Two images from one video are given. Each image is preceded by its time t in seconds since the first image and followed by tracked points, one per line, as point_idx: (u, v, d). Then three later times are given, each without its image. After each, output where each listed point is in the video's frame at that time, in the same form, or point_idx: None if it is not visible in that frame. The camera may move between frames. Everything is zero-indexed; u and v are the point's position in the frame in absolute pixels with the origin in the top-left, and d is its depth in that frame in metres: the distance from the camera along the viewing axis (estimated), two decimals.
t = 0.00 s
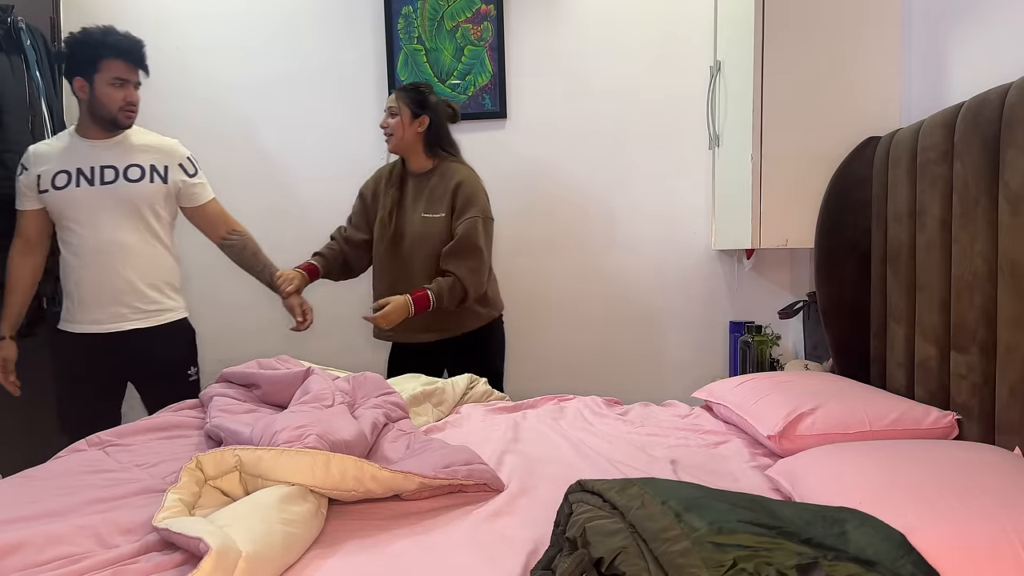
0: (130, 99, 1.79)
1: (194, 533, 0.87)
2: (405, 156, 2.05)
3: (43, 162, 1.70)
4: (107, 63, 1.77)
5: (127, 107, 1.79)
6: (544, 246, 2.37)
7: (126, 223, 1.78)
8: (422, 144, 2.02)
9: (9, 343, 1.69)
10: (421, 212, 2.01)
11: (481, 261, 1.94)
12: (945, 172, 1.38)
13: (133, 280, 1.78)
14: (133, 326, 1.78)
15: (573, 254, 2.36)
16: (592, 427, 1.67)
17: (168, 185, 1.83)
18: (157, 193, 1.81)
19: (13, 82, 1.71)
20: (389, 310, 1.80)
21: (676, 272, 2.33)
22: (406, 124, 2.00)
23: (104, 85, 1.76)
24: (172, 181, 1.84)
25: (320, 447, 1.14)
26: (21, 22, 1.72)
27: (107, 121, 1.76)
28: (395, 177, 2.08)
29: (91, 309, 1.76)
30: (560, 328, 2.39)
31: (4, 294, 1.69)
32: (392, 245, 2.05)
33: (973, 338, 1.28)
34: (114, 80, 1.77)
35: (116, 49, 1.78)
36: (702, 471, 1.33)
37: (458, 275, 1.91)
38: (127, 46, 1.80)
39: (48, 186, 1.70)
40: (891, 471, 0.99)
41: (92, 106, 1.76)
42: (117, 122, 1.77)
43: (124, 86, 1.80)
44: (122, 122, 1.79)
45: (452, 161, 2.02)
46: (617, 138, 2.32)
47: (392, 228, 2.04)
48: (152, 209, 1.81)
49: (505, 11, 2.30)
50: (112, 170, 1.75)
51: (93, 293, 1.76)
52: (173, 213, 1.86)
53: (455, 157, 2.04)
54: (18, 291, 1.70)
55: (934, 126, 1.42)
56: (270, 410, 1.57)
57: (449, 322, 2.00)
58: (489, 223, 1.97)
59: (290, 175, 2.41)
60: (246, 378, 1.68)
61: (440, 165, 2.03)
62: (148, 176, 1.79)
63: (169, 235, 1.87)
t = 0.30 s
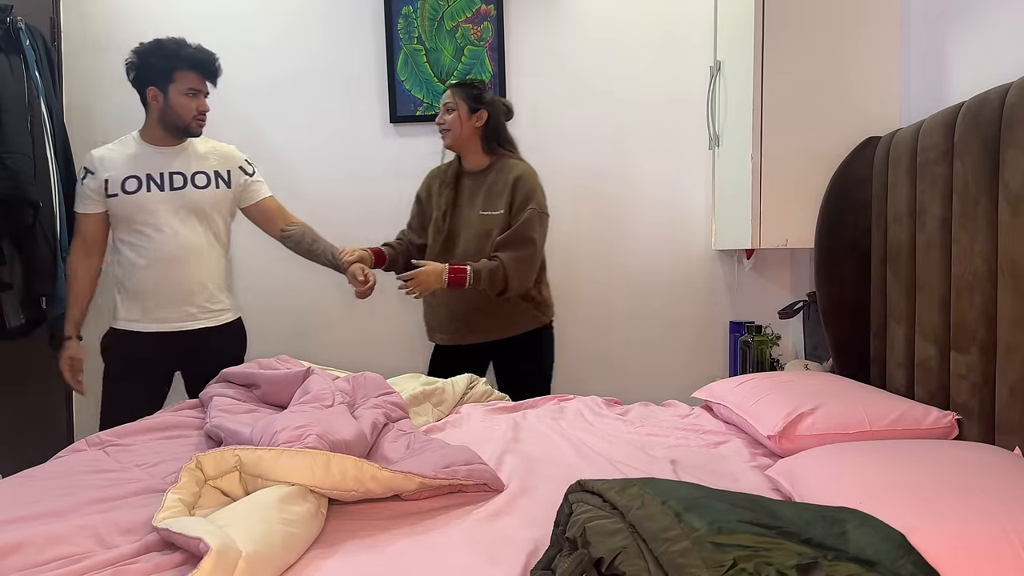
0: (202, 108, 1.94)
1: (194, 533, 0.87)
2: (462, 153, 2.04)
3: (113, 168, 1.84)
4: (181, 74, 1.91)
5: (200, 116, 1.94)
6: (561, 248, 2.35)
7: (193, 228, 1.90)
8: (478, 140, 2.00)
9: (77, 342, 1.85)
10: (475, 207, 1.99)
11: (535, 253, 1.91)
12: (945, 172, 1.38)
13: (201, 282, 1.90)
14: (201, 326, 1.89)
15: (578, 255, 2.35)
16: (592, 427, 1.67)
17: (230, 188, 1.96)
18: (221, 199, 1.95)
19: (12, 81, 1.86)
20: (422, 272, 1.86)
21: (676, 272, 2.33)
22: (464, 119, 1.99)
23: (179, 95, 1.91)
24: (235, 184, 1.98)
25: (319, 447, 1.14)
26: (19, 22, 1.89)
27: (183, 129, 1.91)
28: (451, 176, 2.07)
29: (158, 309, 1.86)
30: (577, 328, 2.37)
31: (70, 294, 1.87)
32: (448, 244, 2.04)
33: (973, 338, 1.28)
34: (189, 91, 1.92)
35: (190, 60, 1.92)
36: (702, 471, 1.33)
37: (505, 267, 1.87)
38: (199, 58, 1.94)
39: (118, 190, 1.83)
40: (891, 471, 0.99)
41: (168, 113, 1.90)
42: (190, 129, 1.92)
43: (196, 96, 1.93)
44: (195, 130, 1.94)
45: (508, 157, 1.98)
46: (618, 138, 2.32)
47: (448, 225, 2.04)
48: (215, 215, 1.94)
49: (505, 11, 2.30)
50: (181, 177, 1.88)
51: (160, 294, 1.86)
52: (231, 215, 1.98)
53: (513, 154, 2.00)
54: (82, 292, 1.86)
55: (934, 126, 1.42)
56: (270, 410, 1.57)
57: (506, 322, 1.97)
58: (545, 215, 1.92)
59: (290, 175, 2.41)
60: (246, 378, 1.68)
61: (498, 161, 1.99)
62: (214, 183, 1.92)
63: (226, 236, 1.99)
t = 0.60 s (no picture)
0: (234, 104, 1.90)
1: (193, 533, 0.87)
2: (493, 145, 1.93)
3: (148, 165, 1.83)
4: (215, 71, 1.87)
5: (232, 114, 1.90)
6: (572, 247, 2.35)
7: (225, 223, 1.88)
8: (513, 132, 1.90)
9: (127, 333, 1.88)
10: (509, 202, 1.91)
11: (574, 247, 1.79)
12: (945, 172, 1.38)
13: (233, 277, 1.89)
14: (231, 321, 1.88)
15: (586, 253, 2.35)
16: (591, 427, 1.67)
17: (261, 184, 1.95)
18: (252, 196, 1.93)
19: (12, 81, 1.85)
20: (458, 271, 1.82)
21: (676, 271, 2.33)
22: (495, 111, 1.87)
23: (211, 92, 1.86)
24: (266, 178, 1.97)
25: (319, 447, 1.14)
26: (19, 22, 1.91)
27: (215, 126, 1.88)
28: (479, 172, 1.96)
29: (190, 304, 1.84)
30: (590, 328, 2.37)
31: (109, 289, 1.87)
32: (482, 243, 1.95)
33: (973, 338, 1.28)
34: (221, 88, 1.88)
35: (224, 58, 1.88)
36: (702, 471, 1.33)
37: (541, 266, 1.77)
38: (232, 55, 1.89)
39: (151, 186, 1.83)
40: (891, 471, 0.99)
41: (201, 109, 1.86)
42: (221, 126, 1.89)
43: (229, 93, 1.89)
44: (227, 129, 1.90)
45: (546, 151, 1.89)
46: (618, 138, 2.32)
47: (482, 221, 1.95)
48: (246, 210, 1.93)
49: (505, 10, 2.30)
50: (214, 173, 1.86)
51: (192, 289, 1.84)
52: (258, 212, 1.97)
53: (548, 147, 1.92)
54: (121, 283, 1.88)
55: (934, 126, 1.42)
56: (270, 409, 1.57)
57: (545, 322, 1.90)
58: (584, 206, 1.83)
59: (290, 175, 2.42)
60: (246, 378, 1.67)
61: (531, 155, 1.91)
62: (247, 179, 1.91)
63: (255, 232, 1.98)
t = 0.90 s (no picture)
0: (245, 102, 1.91)
1: (193, 533, 0.87)
2: (476, 150, 1.92)
3: (161, 164, 1.83)
4: (226, 70, 1.89)
5: (243, 112, 1.91)
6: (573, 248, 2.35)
7: (237, 223, 1.88)
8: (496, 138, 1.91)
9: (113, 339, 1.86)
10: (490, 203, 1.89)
11: (545, 250, 1.77)
12: (945, 172, 1.38)
13: (245, 277, 1.89)
14: (244, 322, 1.88)
15: (587, 254, 2.35)
16: (591, 427, 1.67)
17: (272, 186, 1.96)
18: (264, 196, 1.94)
19: (12, 82, 1.85)
20: (424, 272, 1.87)
21: (677, 271, 2.33)
22: (487, 115, 1.87)
23: (222, 90, 1.87)
24: (277, 180, 1.98)
25: (319, 447, 1.14)
26: (19, 22, 1.91)
27: (226, 125, 1.88)
28: (458, 180, 1.94)
29: (202, 303, 1.84)
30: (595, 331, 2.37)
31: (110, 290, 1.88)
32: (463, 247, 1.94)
33: (973, 338, 1.28)
34: (233, 87, 1.89)
35: (235, 57, 1.89)
36: (703, 471, 1.33)
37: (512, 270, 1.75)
38: (242, 54, 1.90)
39: (164, 186, 1.82)
40: (891, 471, 0.99)
41: (212, 108, 1.87)
42: (233, 124, 1.89)
43: (240, 92, 1.90)
44: (238, 127, 1.91)
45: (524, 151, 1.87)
46: (618, 138, 2.32)
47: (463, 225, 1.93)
48: (258, 211, 1.93)
49: (505, 11, 2.30)
50: (227, 174, 1.86)
51: (204, 289, 1.84)
52: (269, 212, 1.97)
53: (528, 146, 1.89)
54: (122, 286, 1.88)
55: (934, 126, 1.42)
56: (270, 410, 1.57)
57: (524, 321, 1.88)
58: (560, 204, 1.80)
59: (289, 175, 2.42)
60: (246, 378, 1.67)
61: (510, 157, 1.89)
62: (258, 180, 1.92)
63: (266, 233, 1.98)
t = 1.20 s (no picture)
0: (249, 98, 1.90)
1: (193, 533, 0.87)
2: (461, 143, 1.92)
3: (165, 162, 1.83)
4: (229, 65, 1.87)
5: (246, 109, 1.90)
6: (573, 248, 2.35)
7: (242, 221, 1.88)
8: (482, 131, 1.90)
9: (129, 345, 1.86)
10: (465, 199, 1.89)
11: (508, 245, 1.74)
12: (945, 172, 1.38)
13: (252, 276, 1.89)
14: (252, 321, 1.88)
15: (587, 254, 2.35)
16: (591, 427, 1.67)
17: (277, 181, 1.96)
18: (270, 193, 1.94)
19: (12, 82, 1.85)
20: (388, 279, 1.89)
21: (677, 271, 2.33)
22: (478, 112, 1.85)
23: (225, 86, 1.86)
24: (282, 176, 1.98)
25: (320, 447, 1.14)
26: (19, 22, 1.91)
27: (229, 122, 1.88)
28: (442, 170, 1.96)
29: (210, 304, 1.84)
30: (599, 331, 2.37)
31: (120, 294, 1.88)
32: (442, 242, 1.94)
33: (973, 338, 1.28)
34: (236, 82, 1.87)
35: (239, 54, 1.87)
36: (703, 471, 1.33)
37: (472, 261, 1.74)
38: (245, 49, 1.88)
39: (170, 184, 1.82)
40: (891, 471, 0.99)
41: (215, 105, 1.86)
42: (235, 121, 1.88)
43: (242, 87, 1.89)
44: (242, 124, 1.90)
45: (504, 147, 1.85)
46: (618, 138, 2.32)
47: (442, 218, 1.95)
48: (265, 207, 1.93)
49: (505, 11, 2.30)
50: (233, 170, 1.87)
51: (212, 288, 1.84)
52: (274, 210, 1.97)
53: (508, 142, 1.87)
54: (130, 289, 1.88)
55: (934, 126, 1.42)
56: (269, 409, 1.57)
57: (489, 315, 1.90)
58: (532, 206, 1.76)
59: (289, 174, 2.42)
60: (245, 378, 1.67)
61: (492, 153, 1.88)
62: (265, 176, 1.92)
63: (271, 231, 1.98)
